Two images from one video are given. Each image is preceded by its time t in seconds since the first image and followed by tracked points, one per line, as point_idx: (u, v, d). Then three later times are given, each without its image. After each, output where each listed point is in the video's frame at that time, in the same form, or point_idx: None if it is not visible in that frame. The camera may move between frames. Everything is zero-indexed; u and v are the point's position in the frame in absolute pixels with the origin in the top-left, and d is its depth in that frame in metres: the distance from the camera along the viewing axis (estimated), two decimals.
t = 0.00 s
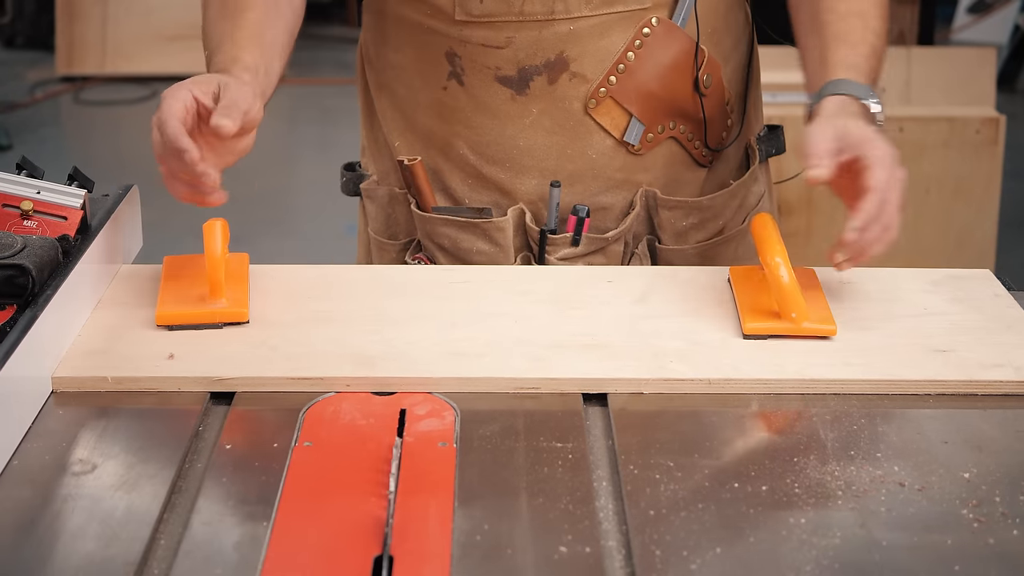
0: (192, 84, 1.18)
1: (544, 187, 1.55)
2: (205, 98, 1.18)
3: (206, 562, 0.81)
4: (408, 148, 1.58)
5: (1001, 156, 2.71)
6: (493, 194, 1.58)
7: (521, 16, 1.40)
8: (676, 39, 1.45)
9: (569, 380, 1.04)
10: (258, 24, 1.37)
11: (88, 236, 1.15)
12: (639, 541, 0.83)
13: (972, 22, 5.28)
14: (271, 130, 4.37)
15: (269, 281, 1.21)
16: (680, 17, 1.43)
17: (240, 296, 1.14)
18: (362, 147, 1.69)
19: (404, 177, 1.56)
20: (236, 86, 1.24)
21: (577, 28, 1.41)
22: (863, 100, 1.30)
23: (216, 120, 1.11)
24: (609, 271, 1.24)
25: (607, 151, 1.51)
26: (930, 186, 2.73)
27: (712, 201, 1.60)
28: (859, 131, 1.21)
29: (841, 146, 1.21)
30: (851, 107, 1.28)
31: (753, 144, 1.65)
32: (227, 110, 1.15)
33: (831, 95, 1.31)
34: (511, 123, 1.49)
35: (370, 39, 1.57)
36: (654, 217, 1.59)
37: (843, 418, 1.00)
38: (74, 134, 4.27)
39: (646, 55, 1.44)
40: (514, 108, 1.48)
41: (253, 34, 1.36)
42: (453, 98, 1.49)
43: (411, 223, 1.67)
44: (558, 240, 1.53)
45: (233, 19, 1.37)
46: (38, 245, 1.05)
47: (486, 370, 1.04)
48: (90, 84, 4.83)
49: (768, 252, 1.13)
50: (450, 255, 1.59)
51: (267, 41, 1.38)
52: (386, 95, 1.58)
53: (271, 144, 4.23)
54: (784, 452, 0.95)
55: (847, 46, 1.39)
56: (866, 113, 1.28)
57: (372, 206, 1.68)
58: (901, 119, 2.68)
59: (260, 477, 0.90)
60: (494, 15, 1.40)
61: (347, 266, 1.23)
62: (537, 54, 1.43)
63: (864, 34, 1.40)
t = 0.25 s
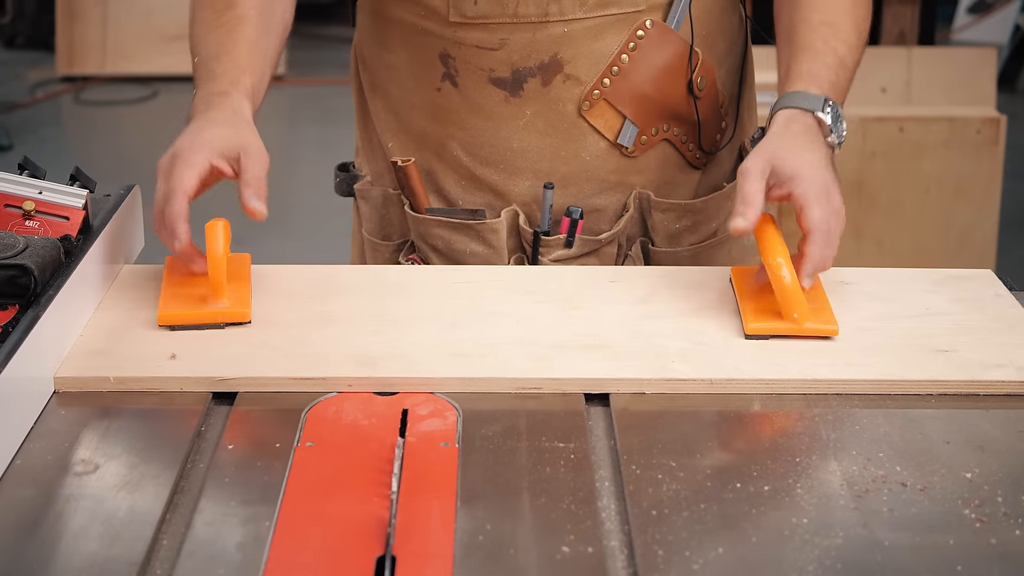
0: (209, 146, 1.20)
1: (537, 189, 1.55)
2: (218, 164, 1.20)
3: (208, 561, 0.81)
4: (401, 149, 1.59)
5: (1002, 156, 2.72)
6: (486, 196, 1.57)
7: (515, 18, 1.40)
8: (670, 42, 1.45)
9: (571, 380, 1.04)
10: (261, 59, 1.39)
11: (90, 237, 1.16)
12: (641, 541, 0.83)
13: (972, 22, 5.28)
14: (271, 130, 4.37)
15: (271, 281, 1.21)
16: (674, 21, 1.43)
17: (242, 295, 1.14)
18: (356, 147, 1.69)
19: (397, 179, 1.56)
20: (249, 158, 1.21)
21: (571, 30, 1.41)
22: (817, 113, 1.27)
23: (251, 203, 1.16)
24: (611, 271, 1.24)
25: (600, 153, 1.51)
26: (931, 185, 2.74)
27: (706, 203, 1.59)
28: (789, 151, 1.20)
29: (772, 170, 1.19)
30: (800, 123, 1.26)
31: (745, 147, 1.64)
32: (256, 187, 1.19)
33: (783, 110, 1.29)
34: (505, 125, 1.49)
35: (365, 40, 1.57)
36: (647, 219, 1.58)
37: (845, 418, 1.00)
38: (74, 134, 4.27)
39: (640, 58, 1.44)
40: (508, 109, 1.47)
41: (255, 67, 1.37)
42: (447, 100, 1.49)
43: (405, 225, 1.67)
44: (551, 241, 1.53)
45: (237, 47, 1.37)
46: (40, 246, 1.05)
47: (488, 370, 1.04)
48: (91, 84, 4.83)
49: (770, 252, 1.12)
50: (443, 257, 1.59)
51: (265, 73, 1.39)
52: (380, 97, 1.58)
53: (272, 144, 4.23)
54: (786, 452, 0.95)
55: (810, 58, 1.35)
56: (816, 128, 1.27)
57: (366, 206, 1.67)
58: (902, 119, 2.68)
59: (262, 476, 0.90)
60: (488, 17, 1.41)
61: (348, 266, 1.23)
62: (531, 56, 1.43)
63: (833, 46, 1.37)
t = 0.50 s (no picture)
0: (215, 171, 1.20)
1: (535, 190, 1.55)
2: (222, 188, 1.20)
3: (210, 561, 0.81)
4: (398, 151, 1.58)
5: (1004, 154, 2.71)
6: (483, 197, 1.57)
7: (512, 20, 1.40)
8: (666, 42, 1.44)
9: (573, 379, 1.03)
10: (262, 76, 1.39)
11: (92, 235, 1.16)
12: (643, 541, 0.83)
13: (974, 21, 5.28)
14: (272, 129, 4.37)
15: (273, 281, 1.21)
16: (669, 21, 1.43)
17: (242, 292, 1.14)
18: (353, 148, 1.69)
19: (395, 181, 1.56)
20: (249, 183, 1.23)
21: (568, 31, 1.41)
22: (808, 130, 1.29)
23: (237, 231, 1.16)
24: (613, 270, 1.24)
25: (598, 154, 1.51)
26: (932, 184, 2.74)
27: (703, 203, 1.59)
28: (792, 164, 1.22)
29: (772, 184, 1.21)
30: (793, 137, 1.28)
31: (743, 145, 1.66)
32: (244, 217, 1.19)
33: (780, 123, 1.29)
34: (502, 126, 1.49)
35: (361, 41, 1.57)
36: (645, 218, 1.58)
37: (847, 417, 1.00)
38: (75, 134, 4.27)
39: (637, 57, 1.44)
40: (505, 111, 1.47)
41: (255, 82, 1.37)
42: (444, 101, 1.49)
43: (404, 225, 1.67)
44: (549, 241, 1.52)
45: (237, 62, 1.37)
46: (42, 244, 1.05)
47: (490, 369, 1.04)
48: (92, 83, 4.83)
49: (773, 249, 1.11)
50: (441, 258, 1.59)
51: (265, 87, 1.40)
52: (377, 98, 1.58)
53: (272, 143, 4.23)
54: (788, 451, 0.95)
55: (801, 70, 1.35)
56: (806, 142, 1.28)
57: (363, 208, 1.68)
58: (903, 118, 2.68)
59: (264, 476, 0.90)
60: (484, 19, 1.40)
61: (349, 265, 1.23)
62: (528, 58, 1.42)
63: (824, 57, 1.37)
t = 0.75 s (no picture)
0: (190, 154, 1.21)
1: (535, 195, 1.55)
2: (195, 171, 1.20)
3: (212, 561, 0.81)
4: (398, 156, 1.58)
5: (1005, 155, 2.72)
6: (484, 202, 1.57)
7: (510, 26, 1.40)
8: (665, 46, 1.44)
9: (575, 380, 1.03)
10: (252, 77, 1.40)
11: (94, 237, 1.16)
12: (645, 542, 0.83)
13: (975, 22, 5.28)
14: (273, 130, 4.37)
15: (275, 281, 1.21)
16: (669, 24, 1.43)
17: (208, 274, 1.12)
18: (354, 152, 1.69)
19: (395, 186, 1.56)
20: (225, 168, 1.22)
21: (567, 36, 1.41)
22: (830, 119, 1.30)
23: (200, 215, 1.14)
24: (614, 271, 1.24)
25: (598, 158, 1.51)
26: (933, 185, 2.74)
27: (705, 206, 1.58)
28: (820, 146, 1.23)
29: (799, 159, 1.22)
30: (818, 124, 1.29)
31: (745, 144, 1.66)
32: (211, 202, 1.17)
33: (807, 109, 1.31)
34: (502, 131, 1.48)
35: (361, 47, 1.57)
36: (646, 220, 1.58)
37: (849, 418, 1.00)
38: (76, 134, 4.27)
39: (637, 62, 1.44)
40: (505, 116, 1.47)
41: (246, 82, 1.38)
42: (444, 107, 1.49)
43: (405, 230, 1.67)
44: (550, 245, 1.53)
45: (228, 61, 1.38)
46: (44, 246, 1.05)
47: (492, 370, 1.04)
48: (93, 84, 4.83)
49: (793, 197, 1.11)
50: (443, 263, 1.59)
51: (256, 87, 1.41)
52: (377, 103, 1.58)
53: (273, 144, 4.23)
54: (790, 453, 0.95)
55: (820, 57, 1.38)
56: (829, 131, 1.29)
57: (364, 214, 1.68)
58: (904, 119, 2.68)
59: (266, 477, 0.90)
60: (482, 25, 1.40)
61: (350, 266, 1.24)
62: (527, 63, 1.42)
63: (841, 45, 1.40)
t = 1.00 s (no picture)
0: (199, 190, 1.19)
1: (533, 199, 1.55)
2: (202, 208, 1.18)
3: (212, 562, 0.81)
4: (397, 158, 1.58)
5: (1003, 155, 2.71)
6: (482, 206, 1.57)
7: (508, 32, 1.40)
8: (664, 52, 1.44)
9: (574, 380, 1.03)
10: (256, 110, 1.39)
11: (93, 237, 1.16)
12: (644, 542, 0.83)
13: (974, 22, 5.28)
14: (272, 129, 4.37)
15: (274, 282, 1.21)
16: (667, 29, 1.43)
17: (205, 300, 1.13)
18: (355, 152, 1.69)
19: (394, 188, 1.56)
20: (229, 211, 1.20)
21: (564, 43, 1.40)
22: (806, 152, 1.29)
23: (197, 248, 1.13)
24: (614, 271, 1.24)
25: (596, 163, 1.51)
26: (932, 185, 2.74)
27: (702, 211, 1.59)
28: (796, 186, 1.22)
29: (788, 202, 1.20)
30: (793, 161, 1.28)
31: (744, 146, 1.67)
32: (210, 239, 1.15)
33: (783, 147, 1.30)
34: (500, 136, 1.48)
35: (361, 48, 1.57)
36: (643, 226, 1.57)
37: (848, 418, 1.00)
38: (76, 134, 4.27)
39: (635, 68, 1.44)
40: (503, 121, 1.47)
41: (248, 117, 1.37)
42: (442, 111, 1.49)
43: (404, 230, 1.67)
44: (547, 249, 1.53)
45: (233, 96, 1.37)
46: (42, 245, 1.05)
47: (491, 370, 1.04)
48: (91, 84, 4.83)
49: (757, 254, 1.11)
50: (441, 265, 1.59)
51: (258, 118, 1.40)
52: (376, 105, 1.58)
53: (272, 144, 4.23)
54: (789, 453, 0.95)
55: (798, 86, 1.37)
56: (804, 167, 1.29)
57: (363, 214, 1.67)
58: (903, 119, 2.68)
59: (265, 477, 0.90)
60: (480, 30, 1.40)
61: (350, 266, 1.24)
62: (524, 69, 1.42)
63: (822, 72, 1.38)
